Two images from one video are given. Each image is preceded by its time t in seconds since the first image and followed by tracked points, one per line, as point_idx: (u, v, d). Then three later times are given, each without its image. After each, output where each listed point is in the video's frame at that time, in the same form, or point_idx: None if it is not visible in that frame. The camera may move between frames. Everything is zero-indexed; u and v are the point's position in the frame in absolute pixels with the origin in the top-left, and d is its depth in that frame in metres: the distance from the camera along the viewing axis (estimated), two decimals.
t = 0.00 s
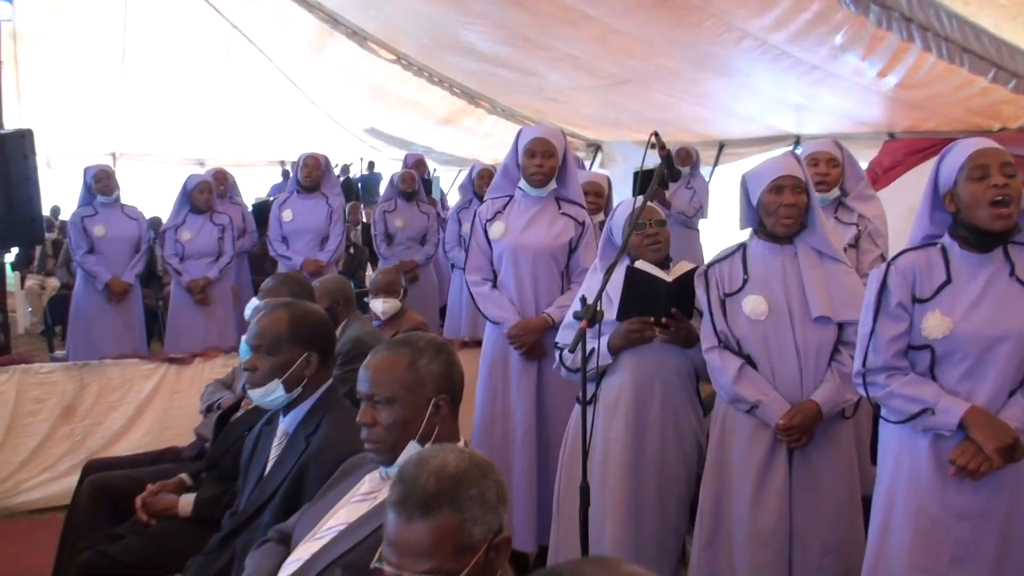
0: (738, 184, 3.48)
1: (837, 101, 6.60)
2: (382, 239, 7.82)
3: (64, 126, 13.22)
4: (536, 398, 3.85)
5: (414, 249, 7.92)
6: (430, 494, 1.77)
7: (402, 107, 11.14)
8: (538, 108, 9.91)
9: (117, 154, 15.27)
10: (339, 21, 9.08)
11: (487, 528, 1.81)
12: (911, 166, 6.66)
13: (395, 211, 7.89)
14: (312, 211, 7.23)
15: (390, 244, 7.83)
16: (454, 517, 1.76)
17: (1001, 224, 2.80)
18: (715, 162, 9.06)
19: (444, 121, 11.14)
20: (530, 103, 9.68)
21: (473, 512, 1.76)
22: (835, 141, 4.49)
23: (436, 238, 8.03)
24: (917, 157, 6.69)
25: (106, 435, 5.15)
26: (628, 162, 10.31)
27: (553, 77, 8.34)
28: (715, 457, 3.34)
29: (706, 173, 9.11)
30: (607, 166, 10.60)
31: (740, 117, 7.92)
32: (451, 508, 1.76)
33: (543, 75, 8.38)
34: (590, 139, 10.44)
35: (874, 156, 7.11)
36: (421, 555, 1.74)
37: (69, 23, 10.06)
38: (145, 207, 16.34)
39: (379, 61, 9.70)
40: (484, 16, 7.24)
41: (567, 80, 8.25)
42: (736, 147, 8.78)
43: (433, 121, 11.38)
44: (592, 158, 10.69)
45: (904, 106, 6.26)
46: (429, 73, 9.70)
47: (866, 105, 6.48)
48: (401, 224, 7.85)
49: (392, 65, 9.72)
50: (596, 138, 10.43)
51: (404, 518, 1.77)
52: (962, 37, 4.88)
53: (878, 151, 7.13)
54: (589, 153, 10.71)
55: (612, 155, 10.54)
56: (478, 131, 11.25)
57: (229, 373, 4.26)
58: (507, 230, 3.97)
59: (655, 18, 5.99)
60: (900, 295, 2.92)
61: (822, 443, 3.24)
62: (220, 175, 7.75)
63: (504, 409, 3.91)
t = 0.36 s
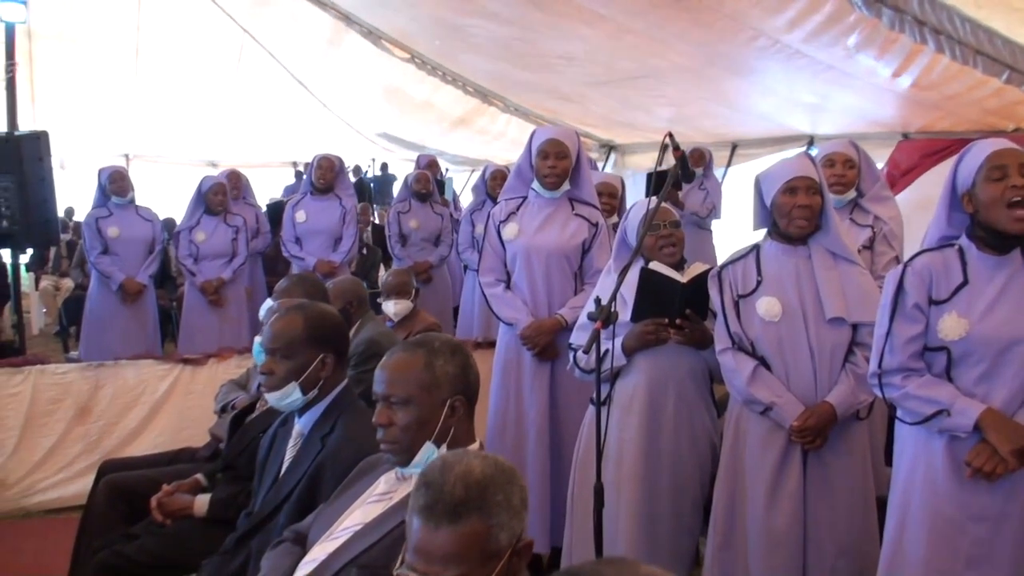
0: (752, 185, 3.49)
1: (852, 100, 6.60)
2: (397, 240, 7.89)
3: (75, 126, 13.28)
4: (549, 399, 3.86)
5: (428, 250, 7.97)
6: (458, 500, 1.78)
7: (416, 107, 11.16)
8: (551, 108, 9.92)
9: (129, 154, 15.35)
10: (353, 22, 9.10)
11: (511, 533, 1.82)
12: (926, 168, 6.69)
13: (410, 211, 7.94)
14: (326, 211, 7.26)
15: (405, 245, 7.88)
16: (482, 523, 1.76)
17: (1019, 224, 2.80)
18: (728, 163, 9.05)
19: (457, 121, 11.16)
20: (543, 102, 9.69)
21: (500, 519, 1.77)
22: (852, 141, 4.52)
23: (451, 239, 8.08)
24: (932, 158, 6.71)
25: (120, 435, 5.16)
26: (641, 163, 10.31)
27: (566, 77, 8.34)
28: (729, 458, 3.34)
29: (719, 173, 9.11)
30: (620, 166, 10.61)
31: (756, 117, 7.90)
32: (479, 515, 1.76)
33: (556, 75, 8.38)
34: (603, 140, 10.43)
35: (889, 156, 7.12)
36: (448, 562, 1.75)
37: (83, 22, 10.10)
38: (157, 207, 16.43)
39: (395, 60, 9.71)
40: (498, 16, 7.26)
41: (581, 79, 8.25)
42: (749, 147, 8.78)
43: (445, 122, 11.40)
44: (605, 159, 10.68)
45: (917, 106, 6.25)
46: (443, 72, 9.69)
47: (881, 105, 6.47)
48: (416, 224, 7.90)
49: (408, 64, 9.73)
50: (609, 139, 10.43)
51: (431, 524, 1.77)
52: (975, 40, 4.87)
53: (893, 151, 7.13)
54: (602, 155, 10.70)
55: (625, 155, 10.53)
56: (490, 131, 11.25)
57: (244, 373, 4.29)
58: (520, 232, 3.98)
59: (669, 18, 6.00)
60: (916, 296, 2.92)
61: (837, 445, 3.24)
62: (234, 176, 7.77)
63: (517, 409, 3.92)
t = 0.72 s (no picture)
0: (762, 188, 3.48)
1: (863, 106, 6.59)
2: (406, 240, 7.89)
3: (84, 126, 13.32)
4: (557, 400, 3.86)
5: (436, 252, 7.97)
6: (460, 493, 1.78)
7: (424, 108, 11.17)
8: (559, 111, 9.92)
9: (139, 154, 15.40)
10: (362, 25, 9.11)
11: (515, 529, 1.81)
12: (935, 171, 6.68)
13: (419, 212, 7.96)
14: (335, 211, 7.27)
15: (413, 246, 7.89)
16: (484, 516, 1.76)
17: None
18: (737, 166, 9.03)
19: (466, 122, 11.16)
20: (552, 106, 9.69)
21: (502, 512, 1.76)
22: (862, 146, 4.52)
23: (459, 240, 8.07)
24: (941, 161, 6.69)
25: (127, 434, 5.17)
26: (649, 165, 10.30)
27: (575, 81, 8.34)
28: (737, 461, 3.33)
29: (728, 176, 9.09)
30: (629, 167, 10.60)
31: (762, 121, 7.90)
32: (480, 507, 1.76)
33: (565, 79, 8.38)
34: (611, 142, 10.42)
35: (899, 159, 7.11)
36: (448, 553, 1.74)
37: (93, 22, 10.13)
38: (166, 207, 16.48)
39: (405, 61, 9.71)
40: (507, 21, 7.29)
41: (589, 83, 8.25)
42: (757, 150, 8.78)
43: (454, 124, 11.42)
44: (614, 161, 10.68)
45: (926, 111, 6.24)
46: (451, 74, 9.70)
47: (892, 111, 6.45)
48: (425, 225, 7.91)
49: (417, 65, 9.74)
50: (618, 141, 10.42)
51: (432, 516, 1.77)
52: (987, 42, 4.85)
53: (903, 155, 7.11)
54: (611, 156, 10.68)
55: (634, 157, 10.52)
56: (499, 132, 11.26)
57: (252, 372, 4.29)
58: (529, 233, 3.98)
59: (679, 22, 6.01)
60: (926, 300, 2.92)
61: (846, 449, 3.23)
62: (243, 176, 7.79)
63: (526, 410, 3.92)
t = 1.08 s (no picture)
0: (766, 189, 3.47)
1: (865, 107, 6.59)
2: (409, 240, 7.90)
3: (87, 125, 13.34)
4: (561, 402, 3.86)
5: (438, 252, 7.97)
6: (467, 482, 1.79)
7: (426, 111, 11.17)
8: (561, 114, 9.92)
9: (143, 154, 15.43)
10: (362, 32, 9.10)
11: (520, 522, 1.81)
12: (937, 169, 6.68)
13: (422, 213, 7.95)
14: (339, 212, 7.27)
15: (416, 246, 7.90)
16: (490, 505, 1.77)
17: None
18: (740, 167, 9.02)
19: (470, 124, 11.15)
20: (555, 109, 9.68)
21: (507, 503, 1.77)
22: (866, 147, 4.50)
23: (462, 241, 8.07)
24: (944, 161, 6.69)
25: (130, 434, 5.17)
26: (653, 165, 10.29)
27: (579, 85, 8.33)
28: (741, 462, 3.32)
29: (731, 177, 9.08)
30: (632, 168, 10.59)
31: (764, 123, 7.90)
32: (486, 497, 1.77)
33: (568, 83, 8.39)
34: (615, 143, 10.41)
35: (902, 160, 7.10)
36: (453, 539, 1.75)
37: (97, 21, 10.15)
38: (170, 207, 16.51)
39: (405, 66, 9.70)
40: (510, 24, 7.29)
41: (592, 86, 8.25)
42: (762, 151, 8.76)
43: (458, 126, 11.41)
44: (617, 161, 10.67)
45: (931, 111, 6.22)
46: (454, 78, 9.70)
47: (895, 112, 6.46)
48: (427, 225, 7.90)
49: (417, 70, 9.72)
50: (622, 142, 10.41)
51: (439, 503, 1.78)
52: (996, 38, 4.77)
53: (907, 156, 7.09)
54: (614, 157, 10.68)
55: (637, 158, 10.52)
56: (502, 134, 11.26)
57: (256, 373, 4.29)
58: (534, 234, 3.98)
59: (683, 22, 6.00)
60: (931, 302, 2.91)
61: (849, 451, 3.22)
62: (247, 176, 7.80)
63: (529, 411, 3.92)
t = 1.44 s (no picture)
0: (769, 188, 3.47)
1: (866, 108, 6.56)
2: (411, 241, 7.90)
3: (89, 126, 13.37)
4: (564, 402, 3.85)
5: (441, 252, 7.98)
6: (482, 477, 1.79)
7: (426, 114, 11.17)
8: (561, 116, 9.90)
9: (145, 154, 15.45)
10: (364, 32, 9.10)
11: (531, 522, 1.81)
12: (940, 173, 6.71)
13: (424, 213, 7.96)
14: (341, 213, 7.27)
15: (418, 246, 7.90)
16: (505, 500, 1.77)
17: None
18: (742, 166, 9.01)
19: (471, 128, 11.13)
20: (555, 111, 9.63)
21: (522, 498, 1.77)
22: (866, 147, 4.49)
23: (465, 241, 8.09)
24: (946, 163, 6.71)
25: (132, 434, 5.17)
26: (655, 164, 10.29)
27: (579, 87, 8.32)
28: (744, 463, 3.32)
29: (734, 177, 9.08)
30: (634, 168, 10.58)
31: (762, 125, 7.89)
32: (502, 491, 1.77)
33: (568, 85, 8.39)
34: (617, 144, 10.40)
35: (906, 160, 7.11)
36: (468, 532, 1.74)
37: (97, 22, 10.15)
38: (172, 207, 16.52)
39: (407, 67, 9.71)
40: (509, 26, 7.28)
41: (592, 90, 8.24)
42: (764, 151, 8.74)
43: (460, 130, 11.40)
44: (619, 160, 10.66)
45: (933, 112, 6.21)
46: (455, 79, 9.68)
47: (897, 112, 6.43)
48: (429, 225, 7.90)
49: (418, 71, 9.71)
50: (624, 142, 10.40)
51: (454, 497, 1.78)
52: (997, 44, 4.80)
53: (910, 156, 7.09)
54: (616, 156, 10.67)
55: (640, 157, 10.51)
56: (505, 136, 11.26)
57: (258, 374, 4.28)
58: (536, 234, 3.98)
59: (683, 26, 6.00)
60: (934, 303, 2.90)
61: (853, 452, 3.21)
62: (250, 177, 7.80)
63: (532, 411, 3.92)
